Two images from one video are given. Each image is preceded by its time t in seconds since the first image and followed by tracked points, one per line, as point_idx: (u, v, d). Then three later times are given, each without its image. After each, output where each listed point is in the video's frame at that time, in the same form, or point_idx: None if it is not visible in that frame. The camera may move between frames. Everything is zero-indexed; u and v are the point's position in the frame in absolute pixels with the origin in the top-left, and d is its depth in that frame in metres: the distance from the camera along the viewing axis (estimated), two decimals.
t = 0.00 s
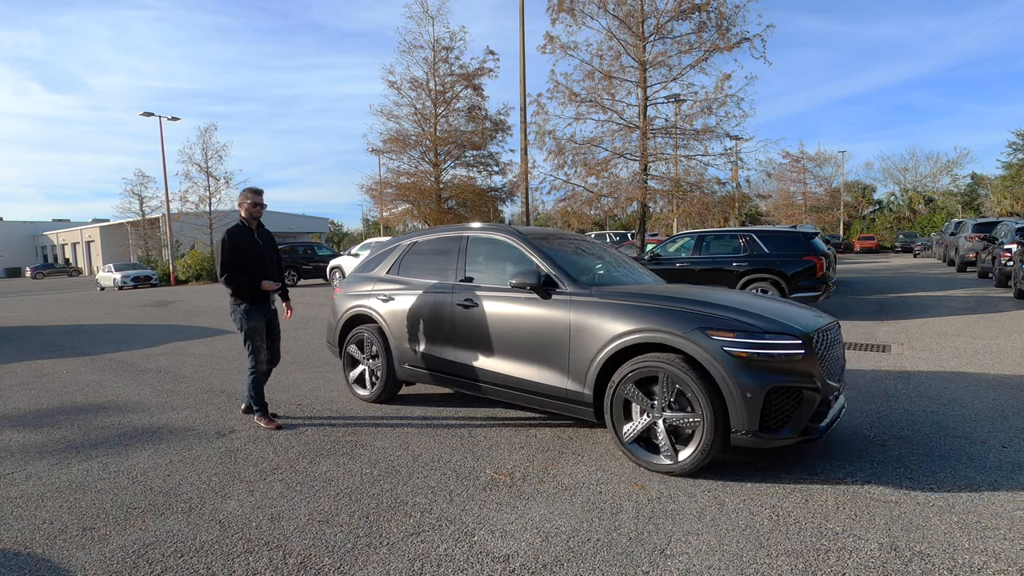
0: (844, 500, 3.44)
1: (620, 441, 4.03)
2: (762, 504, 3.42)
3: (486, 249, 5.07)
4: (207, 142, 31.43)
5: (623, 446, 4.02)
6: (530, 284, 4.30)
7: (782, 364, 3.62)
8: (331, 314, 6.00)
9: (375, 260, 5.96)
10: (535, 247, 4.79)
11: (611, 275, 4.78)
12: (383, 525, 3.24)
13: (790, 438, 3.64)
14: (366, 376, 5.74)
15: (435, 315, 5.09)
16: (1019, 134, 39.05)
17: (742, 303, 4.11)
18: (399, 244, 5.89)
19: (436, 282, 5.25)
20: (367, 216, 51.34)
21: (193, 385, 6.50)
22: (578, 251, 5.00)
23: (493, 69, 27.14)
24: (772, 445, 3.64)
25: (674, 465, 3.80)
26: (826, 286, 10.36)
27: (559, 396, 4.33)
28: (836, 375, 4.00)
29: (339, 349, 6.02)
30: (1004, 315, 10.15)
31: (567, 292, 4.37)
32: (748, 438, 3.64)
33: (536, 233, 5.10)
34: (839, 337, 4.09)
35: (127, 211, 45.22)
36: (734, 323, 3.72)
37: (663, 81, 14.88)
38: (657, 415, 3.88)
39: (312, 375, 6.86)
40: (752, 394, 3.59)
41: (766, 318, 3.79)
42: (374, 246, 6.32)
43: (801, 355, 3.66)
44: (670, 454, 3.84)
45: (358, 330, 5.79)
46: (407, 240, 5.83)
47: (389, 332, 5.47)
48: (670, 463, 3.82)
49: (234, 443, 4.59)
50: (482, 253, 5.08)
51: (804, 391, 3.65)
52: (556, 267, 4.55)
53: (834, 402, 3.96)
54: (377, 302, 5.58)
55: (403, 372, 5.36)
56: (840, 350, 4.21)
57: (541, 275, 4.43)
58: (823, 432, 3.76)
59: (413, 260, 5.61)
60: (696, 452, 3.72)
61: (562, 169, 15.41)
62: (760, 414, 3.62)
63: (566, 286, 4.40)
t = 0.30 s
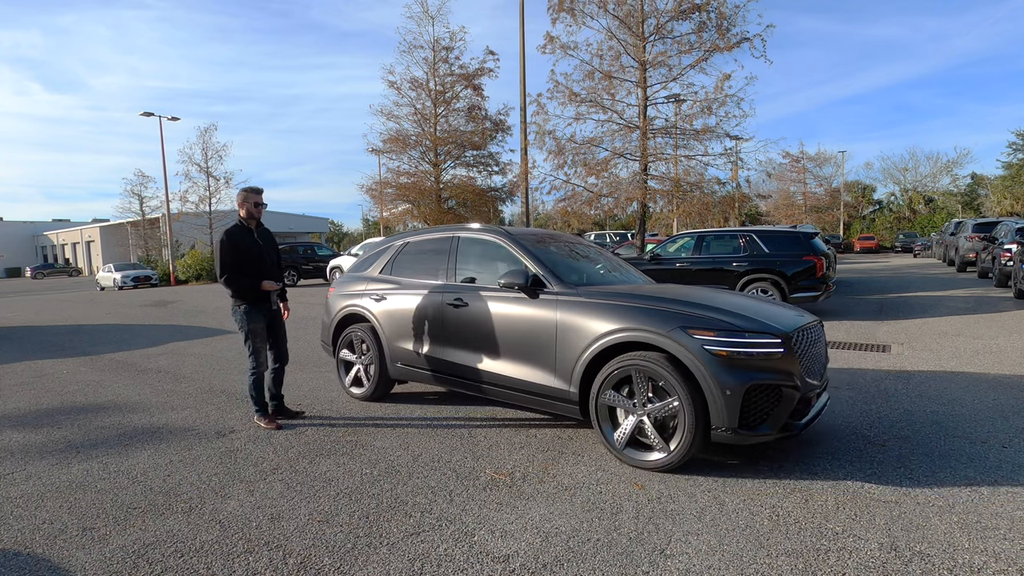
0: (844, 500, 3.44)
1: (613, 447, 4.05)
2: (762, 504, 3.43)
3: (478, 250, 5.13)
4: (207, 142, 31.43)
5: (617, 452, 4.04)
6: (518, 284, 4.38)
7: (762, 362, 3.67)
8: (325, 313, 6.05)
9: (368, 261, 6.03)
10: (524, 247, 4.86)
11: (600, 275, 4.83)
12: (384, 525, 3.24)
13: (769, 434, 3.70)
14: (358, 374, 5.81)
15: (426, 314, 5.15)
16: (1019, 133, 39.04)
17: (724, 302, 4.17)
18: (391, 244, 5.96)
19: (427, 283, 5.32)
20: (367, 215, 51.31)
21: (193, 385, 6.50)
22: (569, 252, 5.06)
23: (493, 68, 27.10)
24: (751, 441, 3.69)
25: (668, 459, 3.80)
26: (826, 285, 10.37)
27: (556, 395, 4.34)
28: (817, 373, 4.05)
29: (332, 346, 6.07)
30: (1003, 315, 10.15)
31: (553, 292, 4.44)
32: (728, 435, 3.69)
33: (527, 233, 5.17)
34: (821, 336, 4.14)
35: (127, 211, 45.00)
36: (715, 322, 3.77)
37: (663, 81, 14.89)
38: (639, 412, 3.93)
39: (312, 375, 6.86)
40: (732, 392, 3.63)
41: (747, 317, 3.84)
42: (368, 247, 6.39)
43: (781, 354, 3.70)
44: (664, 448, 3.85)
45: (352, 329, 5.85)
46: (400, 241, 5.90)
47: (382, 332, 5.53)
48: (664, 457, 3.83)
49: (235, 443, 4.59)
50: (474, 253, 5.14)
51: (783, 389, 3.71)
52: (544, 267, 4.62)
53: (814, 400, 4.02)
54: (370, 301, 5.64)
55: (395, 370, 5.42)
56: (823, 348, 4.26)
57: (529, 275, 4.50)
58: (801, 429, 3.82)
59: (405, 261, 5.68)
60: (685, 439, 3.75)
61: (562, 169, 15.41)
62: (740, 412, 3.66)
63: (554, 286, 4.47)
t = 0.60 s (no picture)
0: (844, 500, 3.44)
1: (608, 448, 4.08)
2: (761, 504, 3.43)
3: (471, 253, 5.18)
4: (207, 142, 31.43)
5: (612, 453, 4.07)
6: (507, 284, 4.44)
7: (743, 360, 3.74)
8: (319, 312, 6.11)
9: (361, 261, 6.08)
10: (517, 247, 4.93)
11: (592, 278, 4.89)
12: (384, 525, 3.24)
13: (750, 431, 3.77)
14: (352, 372, 5.88)
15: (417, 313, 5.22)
16: (1019, 133, 39.02)
17: (708, 301, 4.24)
18: (384, 244, 6.03)
19: (419, 283, 5.38)
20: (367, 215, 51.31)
21: (193, 385, 6.50)
22: (564, 254, 5.12)
23: (493, 68, 27.06)
24: (732, 438, 3.76)
25: (661, 446, 3.86)
26: (826, 285, 10.37)
27: (555, 396, 4.35)
28: (798, 371, 4.13)
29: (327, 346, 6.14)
30: (1003, 315, 10.15)
31: (541, 291, 4.50)
32: (710, 432, 3.76)
33: (518, 231, 5.30)
34: (802, 335, 4.22)
35: (127, 211, 44.78)
36: (696, 322, 3.86)
37: (663, 81, 14.90)
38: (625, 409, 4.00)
39: (311, 375, 6.86)
40: (713, 389, 3.71)
41: (727, 317, 3.92)
42: (362, 248, 6.45)
43: (761, 352, 3.77)
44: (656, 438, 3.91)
45: (345, 328, 5.92)
46: (392, 241, 5.97)
47: (375, 331, 5.58)
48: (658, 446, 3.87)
49: (234, 443, 4.59)
50: (467, 256, 5.19)
51: (764, 386, 3.79)
52: (533, 267, 4.69)
53: (795, 398, 4.10)
54: (363, 301, 5.70)
55: (388, 369, 5.49)
56: (805, 347, 4.33)
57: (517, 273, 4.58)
58: (780, 425, 3.91)
59: (398, 261, 5.75)
60: (672, 422, 3.81)
61: (562, 169, 15.41)
62: (720, 408, 3.73)
63: (541, 286, 4.53)
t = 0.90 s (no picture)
0: (844, 500, 3.44)
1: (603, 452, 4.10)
2: (762, 504, 3.42)
3: (463, 255, 5.23)
4: (207, 142, 31.42)
5: (608, 456, 4.08)
6: (496, 284, 4.49)
7: (726, 359, 3.79)
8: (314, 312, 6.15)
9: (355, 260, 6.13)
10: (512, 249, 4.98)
11: (586, 279, 4.93)
12: (383, 525, 3.24)
13: (733, 428, 3.81)
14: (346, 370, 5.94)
15: (409, 313, 5.27)
16: (1019, 133, 39.02)
17: (694, 301, 4.29)
18: (378, 244, 6.08)
19: (411, 283, 5.44)
20: (367, 215, 51.31)
21: (193, 385, 6.50)
22: (559, 257, 5.18)
23: (493, 68, 27.05)
24: (715, 435, 3.81)
25: (650, 436, 3.89)
26: (826, 285, 10.37)
27: (542, 394, 4.40)
28: (783, 370, 4.17)
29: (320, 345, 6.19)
30: (1003, 315, 10.15)
31: (530, 292, 4.54)
32: (692, 429, 3.81)
33: (513, 233, 5.36)
34: (786, 334, 4.27)
35: (127, 211, 44.64)
36: (680, 321, 3.90)
37: (663, 81, 14.90)
38: (611, 407, 4.06)
39: (311, 375, 6.86)
40: (695, 387, 3.76)
41: (712, 316, 3.97)
42: (357, 248, 6.50)
43: (744, 351, 3.82)
44: (644, 429, 3.94)
45: (338, 328, 5.97)
46: (386, 242, 6.02)
47: (368, 330, 5.63)
48: (647, 438, 3.90)
49: (234, 443, 4.59)
50: (459, 258, 5.24)
51: (746, 384, 3.83)
52: (523, 267, 4.72)
53: (780, 396, 4.15)
54: (357, 301, 5.75)
55: (382, 368, 5.54)
56: (791, 346, 4.37)
57: (507, 273, 4.63)
58: (762, 423, 3.96)
59: (391, 261, 5.80)
60: (655, 409, 3.86)
61: (562, 169, 15.41)
62: (702, 406, 3.78)
63: (531, 286, 4.57)
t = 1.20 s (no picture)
0: (844, 500, 3.44)
1: (597, 453, 4.12)
2: (762, 504, 3.42)
3: (455, 256, 5.28)
4: (207, 142, 31.40)
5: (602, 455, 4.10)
6: (486, 284, 4.57)
7: (709, 357, 3.86)
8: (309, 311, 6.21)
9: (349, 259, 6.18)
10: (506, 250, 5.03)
11: (579, 280, 4.97)
12: (384, 525, 3.24)
13: (715, 425, 3.88)
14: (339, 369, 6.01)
15: (402, 313, 5.33)
16: (1019, 133, 39.02)
17: (681, 301, 4.35)
18: (372, 244, 6.14)
19: (403, 284, 5.49)
20: (367, 216, 51.31)
21: (193, 385, 6.50)
22: (554, 259, 5.22)
23: (493, 68, 26.99)
24: (698, 432, 3.87)
25: (639, 426, 3.93)
26: (826, 285, 10.37)
27: (531, 392, 4.45)
28: (767, 368, 4.23)
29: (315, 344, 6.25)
30: (1004, 315, 10.14)
31: (520, 291, 4.59)
32: (676, 426, 3.87)
33: (510, 234, 5.41)
34: (770, 334, 4.34)
35: (127, 211, 44.11)
36: (665, 320, 3.96)
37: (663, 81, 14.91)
38: (598, 406, 4.11)
39: (311, 375, 6.86)
40: (679, 385, 3.82)
41: (695, 315, 4.04)
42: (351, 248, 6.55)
43: (727, 350, 3.89)
44: (632, 420, 3.98)
45: (332, 328, 6.04)
46: (380, 241, 6.07)
47: (362, 329, 5.69)
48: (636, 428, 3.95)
49: (234, 443, 4.59)
50: (451, 258, 5.29)
51: (729, 382, 3.90)
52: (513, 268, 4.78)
53: (764, 395, 4.22)
54: (351, 300, 5.81)
55: (375, 367, 5.59)
56: (775, 345, 4.44)
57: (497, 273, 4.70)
58: (746, 421, 4.02)
59: (384, 261, 5.85)
60: (639, 398, 3.91)
61: (562, 169, 15.42)
62: (686, 403, 3.84)
63: (521, 286, 4.62)
